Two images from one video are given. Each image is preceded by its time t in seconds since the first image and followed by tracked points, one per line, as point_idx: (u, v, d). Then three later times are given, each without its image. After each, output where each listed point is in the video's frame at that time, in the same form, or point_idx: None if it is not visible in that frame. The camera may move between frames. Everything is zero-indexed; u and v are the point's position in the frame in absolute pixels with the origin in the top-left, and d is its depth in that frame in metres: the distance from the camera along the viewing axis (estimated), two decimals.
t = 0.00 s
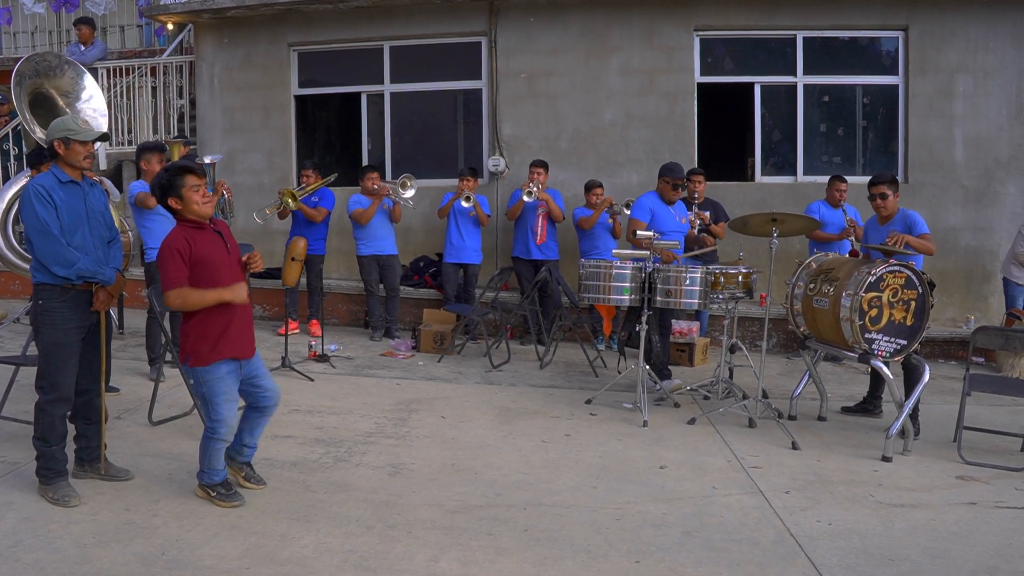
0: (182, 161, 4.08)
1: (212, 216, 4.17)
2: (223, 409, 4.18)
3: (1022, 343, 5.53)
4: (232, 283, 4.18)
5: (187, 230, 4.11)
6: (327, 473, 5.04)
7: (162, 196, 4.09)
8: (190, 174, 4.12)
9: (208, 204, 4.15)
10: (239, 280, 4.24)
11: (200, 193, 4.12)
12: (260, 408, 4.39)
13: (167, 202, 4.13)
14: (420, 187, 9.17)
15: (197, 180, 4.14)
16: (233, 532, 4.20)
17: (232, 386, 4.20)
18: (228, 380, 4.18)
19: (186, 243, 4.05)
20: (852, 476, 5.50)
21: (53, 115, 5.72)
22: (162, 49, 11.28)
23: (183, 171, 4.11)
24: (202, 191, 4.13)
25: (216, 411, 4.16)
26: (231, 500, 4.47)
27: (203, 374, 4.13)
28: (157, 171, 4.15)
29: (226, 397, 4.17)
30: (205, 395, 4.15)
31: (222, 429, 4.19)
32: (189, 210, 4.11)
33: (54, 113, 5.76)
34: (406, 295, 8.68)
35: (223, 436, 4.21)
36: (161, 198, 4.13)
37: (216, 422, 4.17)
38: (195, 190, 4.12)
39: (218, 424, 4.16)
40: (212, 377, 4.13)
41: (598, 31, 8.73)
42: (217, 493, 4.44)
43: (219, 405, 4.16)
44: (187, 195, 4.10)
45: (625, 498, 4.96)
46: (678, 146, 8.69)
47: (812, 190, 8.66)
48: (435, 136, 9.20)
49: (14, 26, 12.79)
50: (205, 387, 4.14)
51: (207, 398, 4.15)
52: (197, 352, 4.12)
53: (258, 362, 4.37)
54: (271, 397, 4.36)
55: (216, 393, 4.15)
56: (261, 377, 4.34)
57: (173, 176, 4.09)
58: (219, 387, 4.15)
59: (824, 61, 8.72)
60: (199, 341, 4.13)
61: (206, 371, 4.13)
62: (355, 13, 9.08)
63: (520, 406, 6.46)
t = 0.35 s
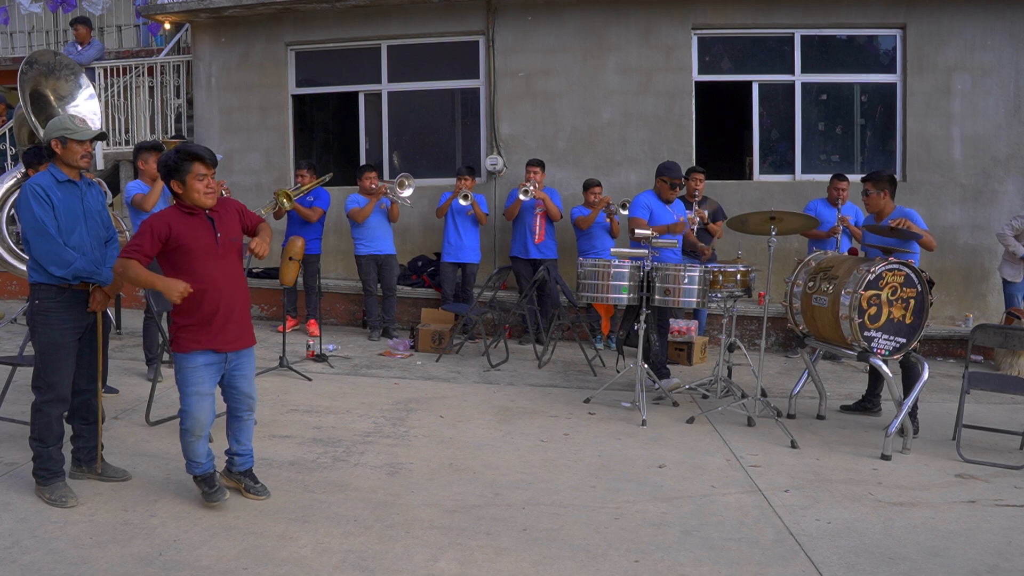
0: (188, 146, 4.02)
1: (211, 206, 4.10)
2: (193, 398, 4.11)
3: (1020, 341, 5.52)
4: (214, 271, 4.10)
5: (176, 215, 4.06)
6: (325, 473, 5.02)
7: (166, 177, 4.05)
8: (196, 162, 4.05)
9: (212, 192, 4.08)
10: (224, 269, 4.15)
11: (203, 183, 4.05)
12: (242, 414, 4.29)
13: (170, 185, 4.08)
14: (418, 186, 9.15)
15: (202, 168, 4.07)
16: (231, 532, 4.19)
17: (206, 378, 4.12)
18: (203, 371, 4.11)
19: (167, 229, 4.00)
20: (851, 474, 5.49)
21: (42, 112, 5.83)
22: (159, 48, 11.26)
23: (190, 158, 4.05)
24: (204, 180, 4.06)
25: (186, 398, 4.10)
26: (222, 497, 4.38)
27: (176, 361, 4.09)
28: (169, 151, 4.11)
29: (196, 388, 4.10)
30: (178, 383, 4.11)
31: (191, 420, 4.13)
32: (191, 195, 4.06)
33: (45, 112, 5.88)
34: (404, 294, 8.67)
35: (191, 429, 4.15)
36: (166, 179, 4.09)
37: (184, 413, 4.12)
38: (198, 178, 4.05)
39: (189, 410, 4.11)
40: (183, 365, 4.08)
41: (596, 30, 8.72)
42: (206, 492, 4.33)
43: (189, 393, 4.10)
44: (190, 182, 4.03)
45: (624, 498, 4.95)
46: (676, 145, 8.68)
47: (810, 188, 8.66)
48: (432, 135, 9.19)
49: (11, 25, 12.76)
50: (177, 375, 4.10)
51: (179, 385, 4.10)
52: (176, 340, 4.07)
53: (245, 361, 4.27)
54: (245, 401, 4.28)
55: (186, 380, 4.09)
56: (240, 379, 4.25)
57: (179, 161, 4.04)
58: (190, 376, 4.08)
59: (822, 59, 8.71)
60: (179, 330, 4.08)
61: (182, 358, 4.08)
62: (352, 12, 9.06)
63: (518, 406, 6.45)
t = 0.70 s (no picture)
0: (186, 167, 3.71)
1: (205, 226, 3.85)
2: (178, 415, 3.88)
3: (1018, 342, 5.53)
4: (196, 294, 3.87)
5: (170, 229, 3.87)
6: (324, 474, 5.02)
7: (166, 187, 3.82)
8: (195, 181, 3.78)
9: (208, 215, 3.85)
10: (209, 292, 3.90)
11: (197, 204, 3.79)
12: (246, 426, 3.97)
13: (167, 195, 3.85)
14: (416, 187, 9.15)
15: (201, 188, 3.79)
16: (230, 533, 4.17)
17: (192, 395, 3.89)
18: (187, 389, 3.88)
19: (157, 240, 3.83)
20: (850, 475, 5.49)
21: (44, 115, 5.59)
22: (157, 49, 11.24)
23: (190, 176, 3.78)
24: (200, 201, 3.80)
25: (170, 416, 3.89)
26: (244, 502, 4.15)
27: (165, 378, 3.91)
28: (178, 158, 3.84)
29: (180, 406, 3.87)
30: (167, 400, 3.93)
31: (177, 438, 3.91)
32: (187, 213, 3.83)
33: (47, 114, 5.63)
34: (403, 295, 8.66)
35: (179, 446, 3.91)
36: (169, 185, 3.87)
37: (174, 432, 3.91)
38: (193, 198, 3.79)
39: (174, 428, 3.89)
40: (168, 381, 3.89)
41: (594, 30, 8.72)
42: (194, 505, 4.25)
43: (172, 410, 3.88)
44: (184, 200, 3.79)
45: (623, 498, 4.95)
46: (674, 145, 8.69)
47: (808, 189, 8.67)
48: (430, 136, 9.18)
49: (8, 25, 12.74)
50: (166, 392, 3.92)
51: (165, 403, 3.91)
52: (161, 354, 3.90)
53: (241, 374, 3.96)
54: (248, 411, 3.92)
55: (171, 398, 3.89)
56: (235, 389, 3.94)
57: (177, 176, 3.78)
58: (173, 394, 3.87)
59: (820, 60, 8.72)
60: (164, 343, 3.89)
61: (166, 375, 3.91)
62: (350, 12, 9.06)
63: (517, 406, 6.45)
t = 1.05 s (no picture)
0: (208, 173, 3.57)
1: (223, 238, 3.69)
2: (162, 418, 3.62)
3: (1017, 342, 5.53)
4: (206, 305, 3.69)
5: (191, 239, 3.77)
6: (323, 475, 5.00)
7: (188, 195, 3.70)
8: (214, 189, 3.62)
9: (226, 225, 3.68)
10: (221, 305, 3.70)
11: (214, 214, 3.63)
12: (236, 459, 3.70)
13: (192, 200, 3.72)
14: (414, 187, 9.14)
15: (219, 197, 3.62)
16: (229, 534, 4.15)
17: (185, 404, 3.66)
18: (183, 394, 3.67)
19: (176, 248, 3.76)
20: (849, 475, 5.49)
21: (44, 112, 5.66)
22: (154, 49, 11.22)
23: (209, 183, 3.63)
24: (217, 210, 3.64)
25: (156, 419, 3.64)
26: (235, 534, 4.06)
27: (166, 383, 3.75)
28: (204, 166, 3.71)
29: (169, 407, 3.63)
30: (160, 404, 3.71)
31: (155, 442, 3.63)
32: (206, 222, 3.68)
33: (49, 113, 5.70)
34: (401, 295, 8.65)
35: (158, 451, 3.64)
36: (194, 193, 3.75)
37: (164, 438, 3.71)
38: (211, 208, 3.64)
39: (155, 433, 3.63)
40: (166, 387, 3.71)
41: (593, 30, 8.72)
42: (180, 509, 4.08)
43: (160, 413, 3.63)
44: (203, 208, 3.64)
45: (622, 499, 4.94)
46: (673, 146, 8.69)
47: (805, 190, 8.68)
48: (429, 136, 9.17)
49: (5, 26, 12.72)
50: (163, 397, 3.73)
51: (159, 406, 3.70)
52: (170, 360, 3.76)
53: (239, 403, 3.70)
54: (235, 450, 3.68)
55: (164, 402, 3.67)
56: (229, 421, 3.68)
57: (198, 184, 3.64)
58: (167, 396, 3.67)
59: (818, 61, 8.74)
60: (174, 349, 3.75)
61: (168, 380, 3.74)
62: (349, 13, 9.05)
63: (516, 407, 6.44)
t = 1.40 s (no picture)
0: (261, 158, 3.47)
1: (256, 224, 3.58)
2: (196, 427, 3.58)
3: None
4: (233, 295, 3.57)
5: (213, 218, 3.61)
6: (333, 472, 5.00)
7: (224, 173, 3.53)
8: (262, 175, 3.52)
9: (264, 212, 3.58)
10: (248, 295, 3.60)
11: (257, 199, 3.53)
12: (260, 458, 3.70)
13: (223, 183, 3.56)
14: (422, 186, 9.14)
15: (264, 184, 3.53)
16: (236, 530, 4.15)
17: (218, 407, 3.59)
18: (214, 401, 3.58)
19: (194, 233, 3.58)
20: (859, 474, 5.47)
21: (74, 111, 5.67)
22: (163, 48, 11.25)
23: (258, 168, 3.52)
24: (260, 194, 3.54)
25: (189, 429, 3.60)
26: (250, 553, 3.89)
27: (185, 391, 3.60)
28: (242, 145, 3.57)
29: (202, 417, 3.57)
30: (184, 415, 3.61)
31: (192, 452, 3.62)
32: (241, 205, 3.55)
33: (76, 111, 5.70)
34: (410, 294, 8.65)
35: (194, 462, 3.61)
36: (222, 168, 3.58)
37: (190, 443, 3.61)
38: (255, 192, 3.53)
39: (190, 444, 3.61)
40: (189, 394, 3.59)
41: (601, 28, 8.71)
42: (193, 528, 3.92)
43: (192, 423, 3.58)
44: (246, 191, 3.52)
45: (632, 497, 4.92)
46: (681, 144, 8.67)
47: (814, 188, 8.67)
48: (437, 135, 9.18)
49: (15, 25, 12.73)
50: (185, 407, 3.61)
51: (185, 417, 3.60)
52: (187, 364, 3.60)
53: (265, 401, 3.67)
54: (258, 445, 3.67)
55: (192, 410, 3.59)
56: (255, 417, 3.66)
57: (244, 165, 3.51)
58: (197, 402, 3.57)
59: (827, 59, 8.72)
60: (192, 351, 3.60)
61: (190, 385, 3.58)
62: (357, 12, 9.05)
63: (525, 405, 6.43)
